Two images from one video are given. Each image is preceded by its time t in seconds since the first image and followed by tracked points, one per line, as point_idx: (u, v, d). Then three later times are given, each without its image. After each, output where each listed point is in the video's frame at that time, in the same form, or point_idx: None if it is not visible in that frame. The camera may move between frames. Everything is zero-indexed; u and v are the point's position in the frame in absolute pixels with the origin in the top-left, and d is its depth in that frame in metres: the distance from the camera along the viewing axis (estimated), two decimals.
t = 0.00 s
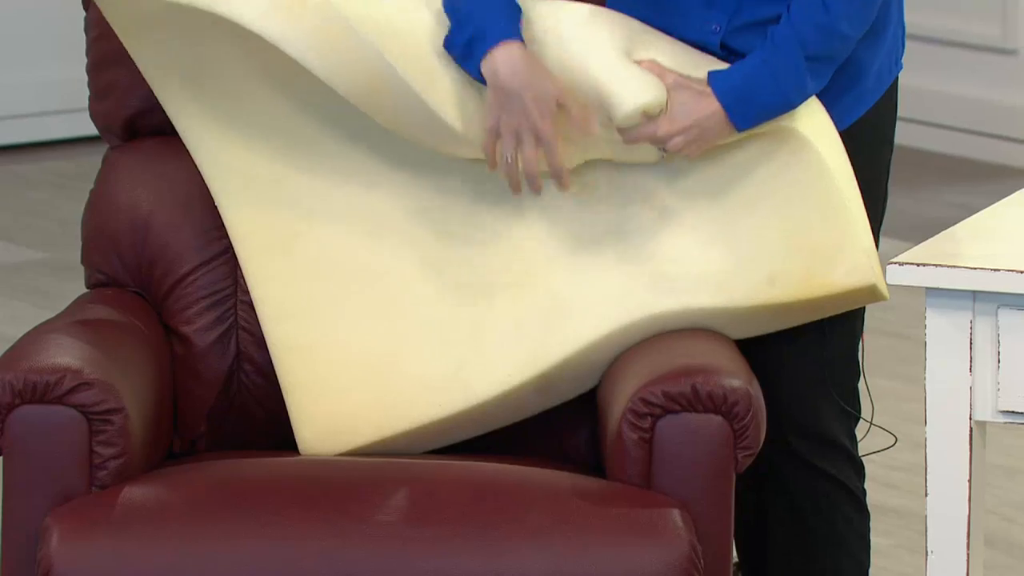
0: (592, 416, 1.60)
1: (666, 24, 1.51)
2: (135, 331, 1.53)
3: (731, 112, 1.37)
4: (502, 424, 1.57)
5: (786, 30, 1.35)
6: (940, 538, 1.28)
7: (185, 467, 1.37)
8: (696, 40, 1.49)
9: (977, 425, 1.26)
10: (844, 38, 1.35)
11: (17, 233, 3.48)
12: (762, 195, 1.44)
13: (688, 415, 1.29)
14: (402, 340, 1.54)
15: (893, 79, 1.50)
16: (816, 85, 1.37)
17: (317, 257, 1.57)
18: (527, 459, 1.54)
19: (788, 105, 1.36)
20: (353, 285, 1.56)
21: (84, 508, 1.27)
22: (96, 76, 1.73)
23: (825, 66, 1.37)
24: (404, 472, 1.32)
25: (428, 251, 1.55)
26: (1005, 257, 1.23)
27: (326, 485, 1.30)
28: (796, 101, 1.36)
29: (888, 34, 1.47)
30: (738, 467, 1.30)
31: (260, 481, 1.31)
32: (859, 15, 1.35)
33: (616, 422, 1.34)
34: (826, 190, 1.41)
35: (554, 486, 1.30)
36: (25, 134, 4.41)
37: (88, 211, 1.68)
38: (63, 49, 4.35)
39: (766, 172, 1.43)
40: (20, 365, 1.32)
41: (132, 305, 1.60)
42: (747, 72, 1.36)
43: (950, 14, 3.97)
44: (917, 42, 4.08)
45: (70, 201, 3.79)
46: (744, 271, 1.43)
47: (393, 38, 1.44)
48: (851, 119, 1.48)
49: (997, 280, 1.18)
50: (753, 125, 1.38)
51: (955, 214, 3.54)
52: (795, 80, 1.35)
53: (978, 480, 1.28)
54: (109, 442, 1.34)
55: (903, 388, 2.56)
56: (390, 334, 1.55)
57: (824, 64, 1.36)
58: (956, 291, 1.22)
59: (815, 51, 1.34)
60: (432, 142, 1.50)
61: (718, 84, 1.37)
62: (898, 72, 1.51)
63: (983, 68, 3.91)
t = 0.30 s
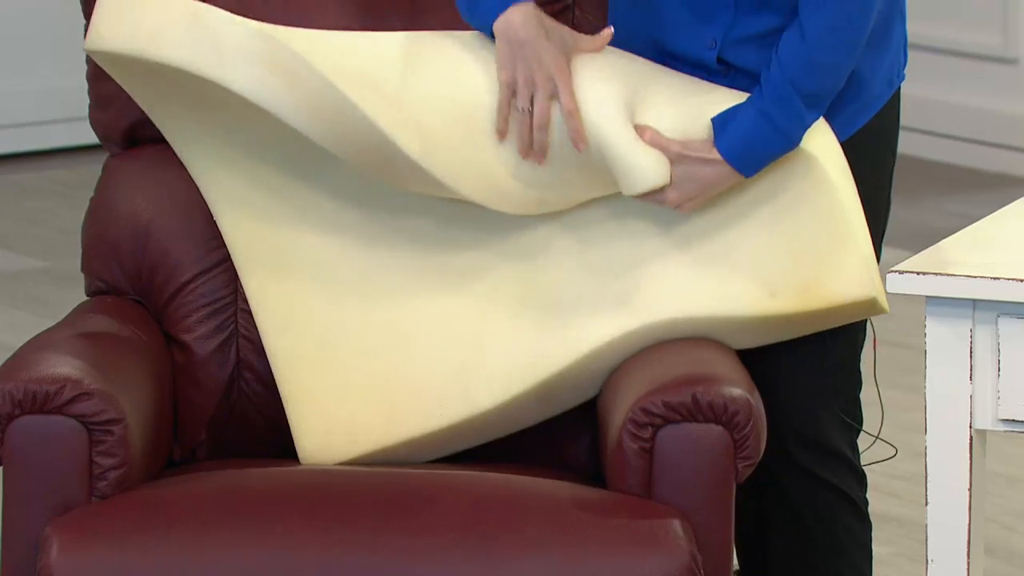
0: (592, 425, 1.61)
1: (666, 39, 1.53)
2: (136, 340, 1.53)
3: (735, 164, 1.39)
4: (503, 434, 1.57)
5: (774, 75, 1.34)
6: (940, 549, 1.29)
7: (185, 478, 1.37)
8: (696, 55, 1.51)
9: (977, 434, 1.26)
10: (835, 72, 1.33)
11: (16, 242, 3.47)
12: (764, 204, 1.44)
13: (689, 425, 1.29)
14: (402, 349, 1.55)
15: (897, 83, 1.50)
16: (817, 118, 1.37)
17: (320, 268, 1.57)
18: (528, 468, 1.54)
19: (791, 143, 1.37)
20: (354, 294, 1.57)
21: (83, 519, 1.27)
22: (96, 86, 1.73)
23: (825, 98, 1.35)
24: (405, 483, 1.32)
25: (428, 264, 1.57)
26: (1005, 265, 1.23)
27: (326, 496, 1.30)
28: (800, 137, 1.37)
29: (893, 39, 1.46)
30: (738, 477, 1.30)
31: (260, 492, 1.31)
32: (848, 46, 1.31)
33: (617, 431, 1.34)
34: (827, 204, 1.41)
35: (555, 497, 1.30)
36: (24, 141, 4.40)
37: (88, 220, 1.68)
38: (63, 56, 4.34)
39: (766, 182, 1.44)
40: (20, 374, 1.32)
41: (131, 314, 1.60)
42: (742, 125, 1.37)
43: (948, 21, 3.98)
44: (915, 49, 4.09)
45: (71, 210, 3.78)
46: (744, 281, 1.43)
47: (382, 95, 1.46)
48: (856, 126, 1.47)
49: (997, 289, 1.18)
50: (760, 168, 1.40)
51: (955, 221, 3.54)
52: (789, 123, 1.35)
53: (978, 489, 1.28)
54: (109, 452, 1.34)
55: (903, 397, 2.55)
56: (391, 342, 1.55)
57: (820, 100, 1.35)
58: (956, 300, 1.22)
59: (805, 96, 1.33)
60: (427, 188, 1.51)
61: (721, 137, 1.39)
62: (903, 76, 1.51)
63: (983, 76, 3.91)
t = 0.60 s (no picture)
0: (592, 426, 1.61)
1: (665, 58, 1.53)
2: (136, 341, 1.53)
3: (750, 187, 1.41)
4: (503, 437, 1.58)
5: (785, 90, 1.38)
6: (939, 549, 1.29)
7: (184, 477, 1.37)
8: (694, 68, 1.51)
9: (977, 435, 1.26)
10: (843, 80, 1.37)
11: (16, 244, 3.47)
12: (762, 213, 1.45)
13: (688, 425, 1.29)
14: (402, 350, 1.55)
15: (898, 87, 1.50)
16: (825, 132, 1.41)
17: (321, 270, 1.57)
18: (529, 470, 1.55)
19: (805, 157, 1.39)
20: (356, 294, 1.57)
21: (84, 519, 1.27)
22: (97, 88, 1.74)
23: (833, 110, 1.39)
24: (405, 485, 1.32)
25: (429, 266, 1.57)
26: (1005, 267, 1.23)
27: (326, 497, 1.30)
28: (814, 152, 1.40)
29: (893, 43, 1.47)
30: (738, 477, 1.30)
31: (260, 492, 1.31)
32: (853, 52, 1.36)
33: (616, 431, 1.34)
34: (829, 205, 1.43)
35: (555, 498, 1.30)
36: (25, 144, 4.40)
37: (88, 222, 1.68)
38: (63, 60, 4.34)
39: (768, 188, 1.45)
40: (21, 374, 1.32)
41: (132, 315, 1.60)
42: (756, 148, 1.40)
43: (947, 24, 3.99)
44: (914, 52, 4.09)
45: (71, 213, 3.78)
46: (745, 283, 1.44)
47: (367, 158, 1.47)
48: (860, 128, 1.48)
49: (996, 290, 1.19)
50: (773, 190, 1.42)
51: (955, 225, 3.55)
52: (802, 139, 1.39)
53: (978, 489, 1.28)
54: (109, 452, 1.34)
55: (903, 399, 2.56)
56: (392, 343, 1.55)
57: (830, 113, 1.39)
58: (957, 301, 1.22)
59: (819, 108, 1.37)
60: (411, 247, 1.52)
61: (735, 162, 1.42)
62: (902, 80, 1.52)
63: (983, 79, 3.92)
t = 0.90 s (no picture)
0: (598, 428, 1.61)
1: (670, 65, 1.53)
2: (141, 341, 1.53)
3: (765, 147, 1.38)
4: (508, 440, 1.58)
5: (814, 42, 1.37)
6: (944, 550, 1.29)
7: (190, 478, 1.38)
8: (700, 76, 1.51)
9: (982, 436, 1.26)
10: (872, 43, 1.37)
11: (21, 244, 3.48)
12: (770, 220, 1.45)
13: (694, 425, 1.29)
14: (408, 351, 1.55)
15: (906, 88, 1.50)
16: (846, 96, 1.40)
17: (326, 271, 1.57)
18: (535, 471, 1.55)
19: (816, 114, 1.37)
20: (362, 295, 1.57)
21: (89, 520, 1.27)
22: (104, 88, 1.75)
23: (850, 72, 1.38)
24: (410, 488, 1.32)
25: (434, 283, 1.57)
26: (1011, 267, 1.23)
27: (332, 499, 1.30)
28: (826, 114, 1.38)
29: (901, 43, 1.48)
30: (743, 478, 1.30)
31: (266, 494, 1.31)
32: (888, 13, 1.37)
33: (622, 431, 1.34)
34: (834, 205, 1.42)
35: (561, 500, 1.30)
36: (30, 144, 4.41)
37: (94, 222, 1.69)
38: (69, 60, 4.34)
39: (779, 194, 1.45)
40: (26, 375, 1.32)
41: (136, 314, 1.60)
42: (775, 99, 1.37)
43: (952, 24, 3.99)
44: (919, 52, 4.09)
45: (77, 214, 3.78)
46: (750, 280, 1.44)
47: (374, 203, 1.46)
48: (870, 126, 1.47)
49: (1002, 291, 1.19)
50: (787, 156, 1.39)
51: (961, 224, 3.54)
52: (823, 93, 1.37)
53: (983, 490, 1.28)
54: (114, 453, 1.34)
55: (908, 399, 2.55)
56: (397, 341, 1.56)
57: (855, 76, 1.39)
58: (963, 302, 1.22)
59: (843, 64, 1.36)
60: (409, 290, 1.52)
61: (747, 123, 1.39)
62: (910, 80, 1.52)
63: (989, 79, 3.92)
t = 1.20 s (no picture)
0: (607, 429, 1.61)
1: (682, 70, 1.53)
2: (150, 342, 1.53)
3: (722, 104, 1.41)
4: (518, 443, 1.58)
5: (783, 20, 1.37)
6: (955, 549, 1.29)
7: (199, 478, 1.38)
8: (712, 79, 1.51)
9: (992, 436, 1.26)
10: (850, 24, 1.35)
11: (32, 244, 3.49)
12: (787, 216, 1.45)
13: (702, 425, 1.29)
14: (419, 352, 1.56)
15: (920, 87, 1.49)
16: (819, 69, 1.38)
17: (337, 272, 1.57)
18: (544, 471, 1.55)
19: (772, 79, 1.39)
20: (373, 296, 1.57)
21: (99, 520, 1.27)
22: (114, 88, 1.76)
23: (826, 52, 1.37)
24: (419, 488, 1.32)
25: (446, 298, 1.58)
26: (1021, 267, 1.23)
27: (341, 499, 1.30)
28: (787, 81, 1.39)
29: (913, 39, 1.46)
30: (752, 478, 1.30)
31: (275, 495, 1.31)
32: None
33: (631, 432, 1.34)
34: (842, 200, 1.42)
35: (570, 501, 1.30)
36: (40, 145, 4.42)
37: (103, 223, 1.69)
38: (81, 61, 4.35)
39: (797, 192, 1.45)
40: (36, 375, 1.33)
41: (145, 314, 1.60)
42: (736, 61, 1.39)
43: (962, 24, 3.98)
44: (930, 52, 4.08)
45: (89, 214, 3.78)
46: (760, 280, 1.43)
47: (389, 233, 1.48)
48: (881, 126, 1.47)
49: (1012, 291, 1.19)
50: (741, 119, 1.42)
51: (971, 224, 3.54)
52: (785, 63, 1.38)
53: (993, 490, 1.28)
54: (124, 453, 1.34)
55: (918, 399, 2.55)
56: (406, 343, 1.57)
57: (827, 53, 1.37)
58: (972, 302, 1.22)
59: (816, 43, 1.36)
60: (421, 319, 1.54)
61: (710, 79, 1.41)
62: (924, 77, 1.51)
63: (999, 79, 3.91)
